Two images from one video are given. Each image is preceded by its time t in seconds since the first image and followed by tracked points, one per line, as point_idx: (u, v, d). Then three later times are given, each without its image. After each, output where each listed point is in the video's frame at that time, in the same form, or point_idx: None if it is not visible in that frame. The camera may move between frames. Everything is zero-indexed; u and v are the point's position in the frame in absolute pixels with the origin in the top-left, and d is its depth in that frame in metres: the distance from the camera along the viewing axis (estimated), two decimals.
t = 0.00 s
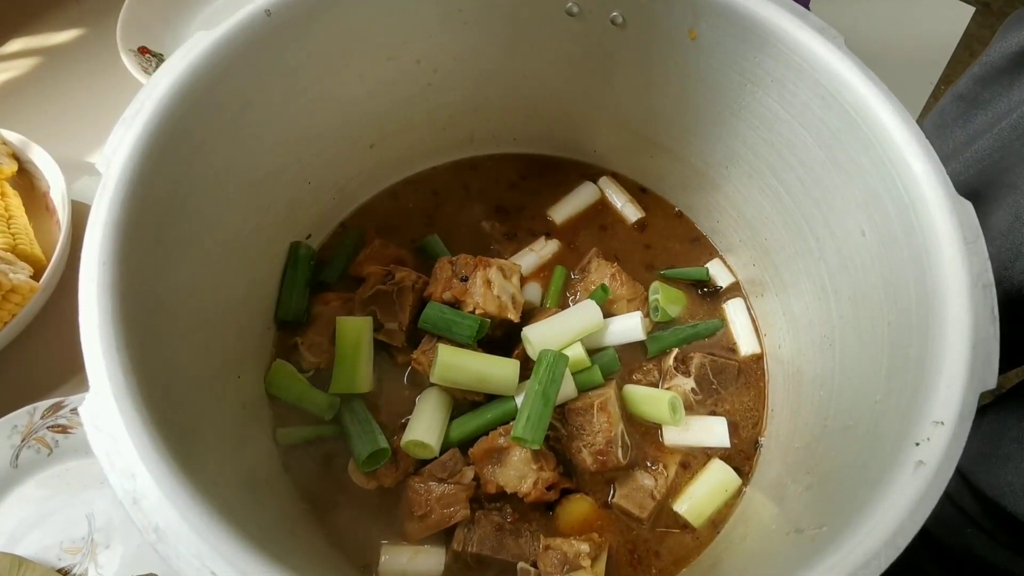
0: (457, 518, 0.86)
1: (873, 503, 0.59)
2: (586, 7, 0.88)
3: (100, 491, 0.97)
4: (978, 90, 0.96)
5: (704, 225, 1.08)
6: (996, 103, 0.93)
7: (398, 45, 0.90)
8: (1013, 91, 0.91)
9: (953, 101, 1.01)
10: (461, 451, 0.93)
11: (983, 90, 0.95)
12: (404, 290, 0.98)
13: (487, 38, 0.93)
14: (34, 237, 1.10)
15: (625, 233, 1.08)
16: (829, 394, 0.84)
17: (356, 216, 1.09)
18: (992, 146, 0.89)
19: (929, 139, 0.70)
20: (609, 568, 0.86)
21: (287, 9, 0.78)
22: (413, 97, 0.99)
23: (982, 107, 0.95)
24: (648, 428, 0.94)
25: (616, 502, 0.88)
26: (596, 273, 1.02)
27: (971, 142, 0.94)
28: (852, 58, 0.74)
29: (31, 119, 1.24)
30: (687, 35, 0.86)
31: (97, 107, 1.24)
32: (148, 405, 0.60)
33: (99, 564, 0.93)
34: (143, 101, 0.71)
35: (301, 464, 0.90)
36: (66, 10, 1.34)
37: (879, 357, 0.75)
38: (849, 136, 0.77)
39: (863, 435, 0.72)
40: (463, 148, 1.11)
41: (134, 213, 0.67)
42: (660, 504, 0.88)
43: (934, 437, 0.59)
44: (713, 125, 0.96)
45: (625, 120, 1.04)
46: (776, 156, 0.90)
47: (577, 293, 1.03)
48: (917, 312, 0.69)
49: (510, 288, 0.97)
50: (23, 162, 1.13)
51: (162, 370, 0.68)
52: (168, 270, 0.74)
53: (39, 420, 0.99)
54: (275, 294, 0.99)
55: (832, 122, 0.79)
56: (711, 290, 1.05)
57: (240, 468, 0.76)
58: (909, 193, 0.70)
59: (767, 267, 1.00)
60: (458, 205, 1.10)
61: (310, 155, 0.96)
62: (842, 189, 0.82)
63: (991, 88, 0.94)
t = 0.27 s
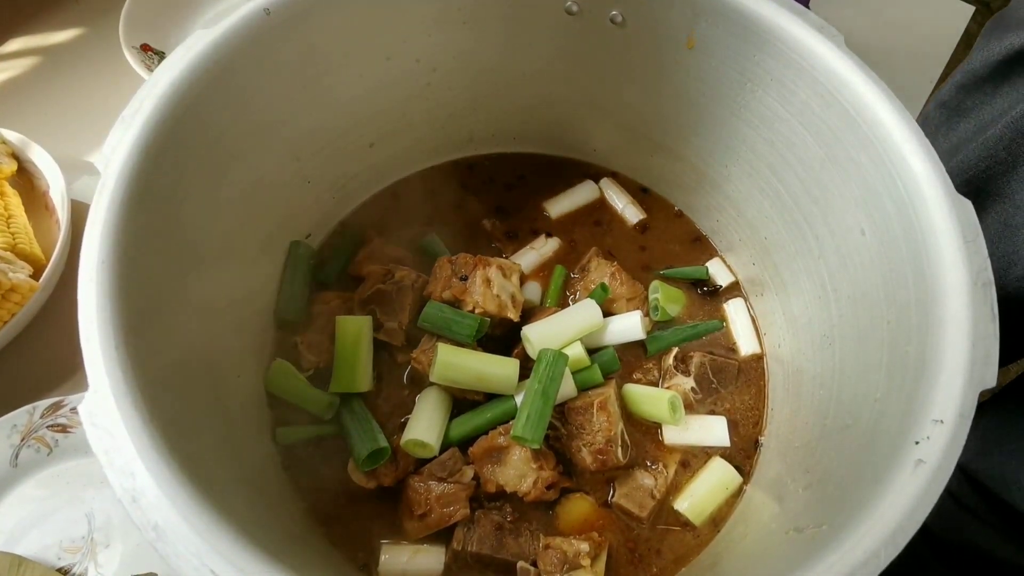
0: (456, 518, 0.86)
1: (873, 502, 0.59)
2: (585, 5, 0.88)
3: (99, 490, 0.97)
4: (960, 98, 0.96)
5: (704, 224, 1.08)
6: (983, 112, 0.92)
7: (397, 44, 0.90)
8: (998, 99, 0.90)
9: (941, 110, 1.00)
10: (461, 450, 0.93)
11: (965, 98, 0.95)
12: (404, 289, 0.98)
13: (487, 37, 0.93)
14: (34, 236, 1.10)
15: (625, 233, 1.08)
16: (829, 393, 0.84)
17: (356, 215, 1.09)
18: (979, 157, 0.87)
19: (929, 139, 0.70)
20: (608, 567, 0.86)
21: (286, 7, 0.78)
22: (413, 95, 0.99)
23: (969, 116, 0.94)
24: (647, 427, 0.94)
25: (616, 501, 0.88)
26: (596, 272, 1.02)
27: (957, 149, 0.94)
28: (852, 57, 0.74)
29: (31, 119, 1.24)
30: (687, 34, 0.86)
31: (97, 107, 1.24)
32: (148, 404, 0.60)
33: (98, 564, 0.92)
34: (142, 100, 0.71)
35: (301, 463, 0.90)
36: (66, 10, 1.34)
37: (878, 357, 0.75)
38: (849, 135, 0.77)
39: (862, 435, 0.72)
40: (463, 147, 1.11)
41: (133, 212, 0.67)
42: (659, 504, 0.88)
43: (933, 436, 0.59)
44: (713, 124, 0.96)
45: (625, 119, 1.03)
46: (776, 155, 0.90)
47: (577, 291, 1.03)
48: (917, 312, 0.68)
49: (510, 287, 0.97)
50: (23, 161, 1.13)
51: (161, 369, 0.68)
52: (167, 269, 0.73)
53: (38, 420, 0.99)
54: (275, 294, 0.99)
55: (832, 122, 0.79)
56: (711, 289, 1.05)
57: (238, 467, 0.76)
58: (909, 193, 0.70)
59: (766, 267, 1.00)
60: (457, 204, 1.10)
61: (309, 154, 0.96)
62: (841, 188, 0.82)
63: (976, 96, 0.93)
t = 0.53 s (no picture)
0: (458, 517, 0.86)
1: (876, 500, 0.59)
2: (586, 5, 0.88)
3: (101, 490, 0.97)
4: (960, 110, 0.97)
5: (705, 223, 1.08)
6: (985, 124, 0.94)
7: (399, 43, 0.90)
8: (1000, 112, 0.93)
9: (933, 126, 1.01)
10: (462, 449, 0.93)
11: (966, 109, 0.97)
12: (405, 289, 0.98)
13: (488, 36, 0.93)
14: (35, 236, 1.10)
15: (627, 232, 1.08)
16: (831, 392, 0.84)
17: (357, 215, 1.09)
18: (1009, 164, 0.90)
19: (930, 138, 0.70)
20: (610, 567, 0.86)
21: (287, 7, 0.78)
22: (414, 95, 0.99)
23: (969, 129, 0.96)
24: (649, 427, 0.94)
25: (617, 500, 0.88)
26: (597, 271, 1.02)
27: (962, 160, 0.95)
28: (853, 57, 0.74)
29: (32, 118, 1.24)
30: (689, 33, 0.86)
31: (99, 107, 1.24)
32: (150, 403, 0.60)
33: (100, 563, 0.93)
34: (144, 99, 0.70)
35: (302, 462, 0.90)
36: (67, 9, 1.34)
37: (880, 356, 0.75)
38: (851, 134, 0.77)
39: (864, 434, 0.72)
40: (465, 147, 1.11)
41: (135, 210, 0.67)
42: (661, 503, 0.88)
43: (936, 435, 0.59)
44: (714, 124, 0.96)
45: (626, 118, 1.03)
46: (777, 154, 0.90)
47: (578, 291, 1.03)
48: (918, 311, 0.68)
49: (511, 287, 0.97)
50: (24, 161, 1.13)
51: (162, 368, 0.68)
52: (169, 268, 0.73)
53: (39, 419, 0.99)
54: (276, 293, 0.99)
55: (833, 121, 0.79)
56: (713, 288, 1.05)
57: (240, 466, 0.76)
58: (910, 192, 0.70)
59: (768, 266, 1.00)
60: (458, 204, 1.10)
61: (311, 153, 0.96)
62: (843, 187, 0.82)
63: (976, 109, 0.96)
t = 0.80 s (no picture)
0: (457, 516, 0.86)
1: (875, 501, 0.59)
2: (585, 4, 0.88)
3: (100, 490, 0.97)
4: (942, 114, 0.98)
5: (705, 222, 1.08)
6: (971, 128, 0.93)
7: (398, 42, 0.90)
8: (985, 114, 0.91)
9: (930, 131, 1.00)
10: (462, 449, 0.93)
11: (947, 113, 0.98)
12: (405, 288, 0.98)
13: (487, 35, 0.93)
14: (34, 235, 1.10)
15: (627, 232, 1.08)
16: (831, 392, 0.84)
17: (357, 214, 1.09)
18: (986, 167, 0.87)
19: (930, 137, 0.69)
20: (609, 567, 0.86)
21: (286, 6, 0.78)
22: (413, 94, 0.99)
23: (958, 131, 0.95)
24: (648, 427, 0.94)
25: (617, 500, 0.88)
26: (596, 271, 1.02)
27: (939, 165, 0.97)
28: (851, 55, 0.74)
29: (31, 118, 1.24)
30: (688, 32, 0.86)
31: (98, 106, 1.24)
32: (148, 402, 0.60)
33: (99, 563, 0.93)
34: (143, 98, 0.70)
35: (302, 462, 0.90)
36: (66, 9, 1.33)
37: (880, 356, 0.75)
38: (850, 134, 0.77)
39: (864, 434, 0.72)
40: (465, 146, 1.11)
41: (134, 210, 0.67)
42: (660, 503, 0.88)
43: (935, 435, 0.59)
44: (714, 124, 0.96)
45: (625, 117, 1.03)
46: (777, 154, 0.90)
47: (578, 290, 1.03)
48: (918, 310, 0.68)
49: (511, 286, 0.97)
50: (23, 160, 1.13)
51: (161, 368, 0.68)
52: (168, 268, 0.73)
53: (39, 419, 0.99)
54: (275, 293, 0.99)
55: (832, 120, 0.79)
56: (713, 288, 1.04)
57: (239, 466, 0.76)
58: (910, 192, 0.70)
59: (768, 266, 1.00)
60: (457, 204, 1.10)
61: (310, 152, 0.96)
62: (843, 186, 0.81)
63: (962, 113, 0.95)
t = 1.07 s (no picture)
0: (458, 517, 0.86)
1: (880, 501, 0.58)
2: (586, 2, 0.87)
3: (99, 490, 0.97)
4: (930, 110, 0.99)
5: (707, 222, 1.08)
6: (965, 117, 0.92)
7: (399, 40, 0.90)
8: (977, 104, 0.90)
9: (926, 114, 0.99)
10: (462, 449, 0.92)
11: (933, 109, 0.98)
12: (405, 288, 0.97)
13: (488, 34, 0.93)
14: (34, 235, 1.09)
15: (629, 231, 1.07)
16: (833, 392, 0.84)
17: (357, 214, 1.08)
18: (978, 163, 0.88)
19: (933, 136, 0.69)
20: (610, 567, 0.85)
21: (286, 4, 0.77)
22: (414, 93, 0.99)
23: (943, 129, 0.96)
24: (649, 427, 0.94)
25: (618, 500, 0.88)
26: (597, 270, 1.01)
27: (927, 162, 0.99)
28: (854, 54, 0.74)
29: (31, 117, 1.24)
30: (690, 30, 0.86)
31: (98, 105, 1.24)
32: (147, 403, 0.60)
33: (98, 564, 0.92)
34: (142, 97, 0.70)
35: (302, 462, 0.89)
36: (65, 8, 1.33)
37: (883, 355, 0.74)
38: (853, 132, 0.76)
39: (867, 435, 0.71)
40: (465, 146, 1.11)
41: (133, 209, 0.67)
42: (661, 503, 0.88)
43: (940, 436, 0.58)
44: (716, 123, 0.95)
45: (626, 116, 1.03)
46: (779, 153, 0.90)
47: (579, 290, 1.02)
48: (922, 310, 0.68)
49: (512, 286, 0.96)
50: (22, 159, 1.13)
51: (160, 368, 0.67)
52: (167, 267, 0.73)
53: (38, 419, 0.99)
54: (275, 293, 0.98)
55: (835, 119, 0.78)
56: (714, 288, 1.04)
57: (238, 467, 0.75)
58: (914, 190, 0.69)
59: (769, 266, 1.00)
60: (458, 203, 1.09)
61: (310, 152, 0.96)
62: (845, 185, 0.81)
63: (955, 102, 0.94)
